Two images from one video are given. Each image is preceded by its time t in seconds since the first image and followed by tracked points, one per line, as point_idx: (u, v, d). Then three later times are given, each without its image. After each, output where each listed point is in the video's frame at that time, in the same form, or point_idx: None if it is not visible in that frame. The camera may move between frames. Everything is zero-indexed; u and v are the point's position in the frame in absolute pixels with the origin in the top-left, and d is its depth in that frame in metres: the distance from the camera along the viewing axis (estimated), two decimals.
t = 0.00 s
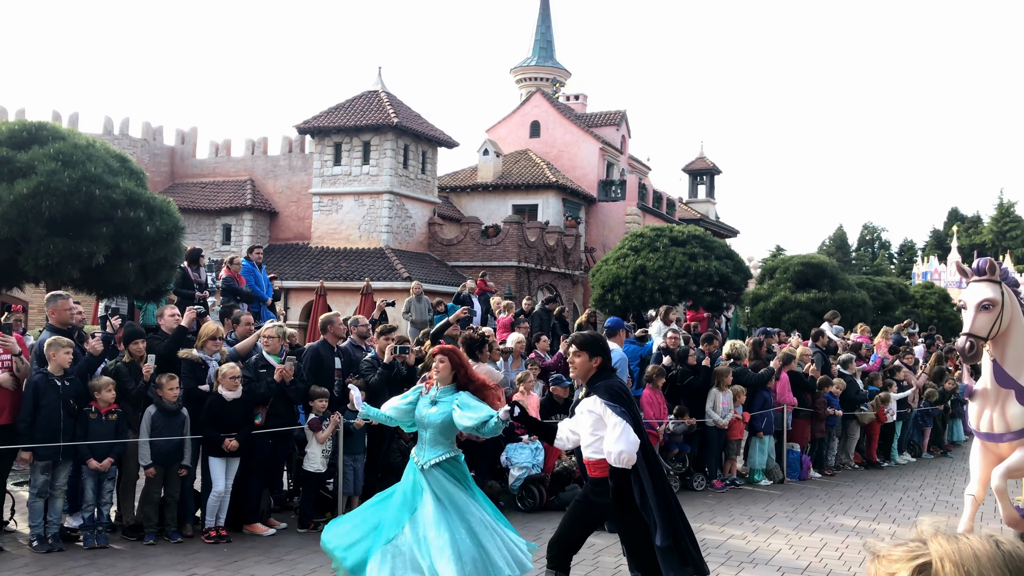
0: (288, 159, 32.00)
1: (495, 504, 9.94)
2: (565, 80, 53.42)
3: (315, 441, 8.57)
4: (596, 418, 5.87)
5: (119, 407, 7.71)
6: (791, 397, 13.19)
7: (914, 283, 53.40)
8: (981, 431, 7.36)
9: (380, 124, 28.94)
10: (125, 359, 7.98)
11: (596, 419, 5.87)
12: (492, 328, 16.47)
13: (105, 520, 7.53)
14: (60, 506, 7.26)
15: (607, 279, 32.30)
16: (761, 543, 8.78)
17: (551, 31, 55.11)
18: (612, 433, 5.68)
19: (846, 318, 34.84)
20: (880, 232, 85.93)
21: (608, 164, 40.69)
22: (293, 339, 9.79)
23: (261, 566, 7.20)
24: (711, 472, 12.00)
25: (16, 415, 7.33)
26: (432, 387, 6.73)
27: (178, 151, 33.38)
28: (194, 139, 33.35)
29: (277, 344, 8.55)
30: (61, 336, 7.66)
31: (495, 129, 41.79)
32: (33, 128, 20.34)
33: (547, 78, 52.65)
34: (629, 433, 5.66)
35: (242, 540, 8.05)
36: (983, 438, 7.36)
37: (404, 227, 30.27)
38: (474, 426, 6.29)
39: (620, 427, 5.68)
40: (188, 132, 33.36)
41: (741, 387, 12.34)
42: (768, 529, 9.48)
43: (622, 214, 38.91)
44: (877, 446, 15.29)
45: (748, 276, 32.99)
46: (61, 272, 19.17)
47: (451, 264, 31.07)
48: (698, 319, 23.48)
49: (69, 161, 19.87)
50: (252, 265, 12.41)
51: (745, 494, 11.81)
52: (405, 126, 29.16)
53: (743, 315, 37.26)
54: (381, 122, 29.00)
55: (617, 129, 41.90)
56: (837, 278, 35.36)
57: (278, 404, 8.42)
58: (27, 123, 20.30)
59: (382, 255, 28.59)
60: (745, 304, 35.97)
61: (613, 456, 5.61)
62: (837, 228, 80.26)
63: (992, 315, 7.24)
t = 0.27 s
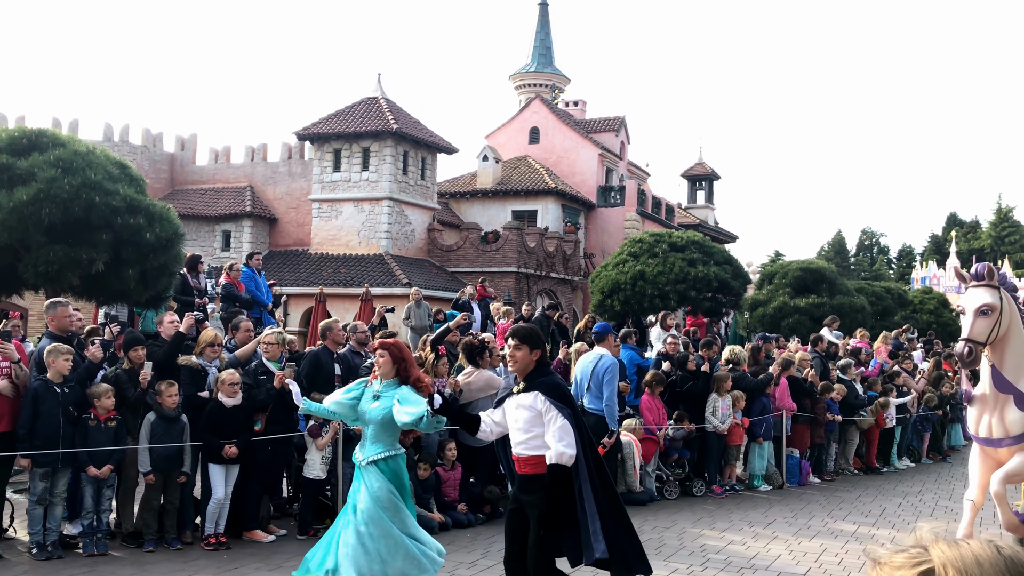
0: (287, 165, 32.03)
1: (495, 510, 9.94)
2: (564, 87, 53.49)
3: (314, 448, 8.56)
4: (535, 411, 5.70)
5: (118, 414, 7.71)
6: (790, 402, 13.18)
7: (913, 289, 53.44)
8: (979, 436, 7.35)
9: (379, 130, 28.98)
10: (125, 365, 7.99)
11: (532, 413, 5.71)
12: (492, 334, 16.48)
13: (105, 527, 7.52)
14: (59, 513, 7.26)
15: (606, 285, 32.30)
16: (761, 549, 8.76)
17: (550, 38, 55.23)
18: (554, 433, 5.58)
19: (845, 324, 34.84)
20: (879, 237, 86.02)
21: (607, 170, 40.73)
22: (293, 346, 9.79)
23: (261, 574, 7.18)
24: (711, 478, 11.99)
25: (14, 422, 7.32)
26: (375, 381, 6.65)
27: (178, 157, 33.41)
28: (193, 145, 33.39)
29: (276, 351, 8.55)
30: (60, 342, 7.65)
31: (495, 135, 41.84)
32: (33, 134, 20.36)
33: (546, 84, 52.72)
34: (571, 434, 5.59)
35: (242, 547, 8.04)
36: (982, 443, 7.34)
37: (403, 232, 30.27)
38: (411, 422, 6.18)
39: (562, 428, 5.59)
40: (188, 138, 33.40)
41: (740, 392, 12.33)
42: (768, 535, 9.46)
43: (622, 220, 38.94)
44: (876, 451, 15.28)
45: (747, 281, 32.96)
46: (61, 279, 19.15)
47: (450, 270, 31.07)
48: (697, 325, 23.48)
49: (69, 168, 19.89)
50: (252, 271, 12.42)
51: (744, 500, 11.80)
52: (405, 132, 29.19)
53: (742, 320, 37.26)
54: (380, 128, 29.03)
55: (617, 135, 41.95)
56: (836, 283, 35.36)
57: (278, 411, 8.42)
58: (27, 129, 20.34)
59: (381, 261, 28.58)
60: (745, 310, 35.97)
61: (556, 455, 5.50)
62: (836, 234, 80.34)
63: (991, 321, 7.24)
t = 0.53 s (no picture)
0: (287, 172, 32.05)
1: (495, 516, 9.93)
2: (563, 93, 53.57)
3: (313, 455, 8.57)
4: (459, 430, 5.50)
5: (117, 421, 7.70)
6: (790, 407, 13.17)
7: (911, 294, 53.50)
8: (978, 441, 7.34)
9: (378, 137, 29.02)
10: (125, 373, 7.98)
11: (453, 431, 5.52)
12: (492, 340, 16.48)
13: (104, 535, 7.51)
14: (58, 521, 7.25)
15: (605, 291, 32.32)
16: (760, 555, 8.76)
17: (549, 44, 55.34)
18: (487, 451, 5.44)
19: (844, 329, 34.87)
20: (878, 242, 86.12)
21: (606, 176, 40.77)
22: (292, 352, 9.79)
23: None
24: (710, 483, 11.97)
25: (14, 429, 7.32)
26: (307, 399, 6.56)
27: (178, 164, 33.43)
28: (193, 152, 33.40)
29: (277, 357, 8.55)
30: (60, 349, 7.65)
31: (494, 141, 41.88)
32: (33, 142, 20.39)
33: (545, 90, 52.80)
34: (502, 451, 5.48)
35: (242, 554, 8.03)
36: (981, 448, 7.33)
37: (403, 239, 30.28)
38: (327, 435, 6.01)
39: (493, 446, 5.45)
40: (188, 145, 33.43)
41: (740, 398, 12.31)
42: (767, 541, 9.46)
43: (621, 225, 38.98)
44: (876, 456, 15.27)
45: (746, 286, 32.98)
46: (61, 286, 19.13)
47: (449, 276, 31.09)
48: (696, 330, 23.52)
49: (68, 175, 19.91)
50: (251, 278, 12.42)
51: (744, 506, 11.79)
52: (404, 138, 29.22)
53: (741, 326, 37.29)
54: (380, 134, 29.07)
55: (616, 140, 42.01)
56: (834, 288, 35.40)
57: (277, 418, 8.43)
58: (27, 137, 20.35)
59: (381, 267, 28.60)
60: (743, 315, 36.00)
61: (498, 476, 5.36)
62: (835, 239, 80.43)
63: (989, 326, 7.24)
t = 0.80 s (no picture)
0: (285, 178, 32.07)
1: (493, 523, 9.90)
2: (560, 99, 53.66)
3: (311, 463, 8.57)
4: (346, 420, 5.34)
5: (115, 429, 7.69)
6: (788, 413, 13.17)
7: (909, 300, 53.60)
8: (975, 447, 7.35)
9: (376, 143, 29.06)
10: (123, 380, 7.97)
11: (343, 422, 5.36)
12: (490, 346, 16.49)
13: (102, 542, 7.48)
14: (56, 528, 7.27)
15: (603, 296, 32.33)
16: (758, 561, 8.76)
17: (546, 51, 55.46)
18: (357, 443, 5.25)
19: (842, 334, 34.91)
20: (875, 247, 86.27)
21: (604, 182, 40.83)
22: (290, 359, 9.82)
23: None
24: (708, 489, 11.97)
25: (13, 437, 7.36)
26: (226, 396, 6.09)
27: (176, 171, 33.44)
28: (191, 159, 33.42)
29: (275, 364, 8.55)
30: (57, 356, 7.65)
31: (492, 148, 41.94)
32: (31, 149, 20.42)
33: (543, 96, 52.89)
34: (376, 445, 5.29)
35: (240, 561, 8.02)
36: (979, 454, 7.35)
37: (400, 245, 30.29)
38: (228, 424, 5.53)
39: (367, 437, 5.27)
40: (186, 152, 33.45)
41: (737, 403, 12.32)
42: (765, 546, 9.46)
43: (619, 231, 39.03)
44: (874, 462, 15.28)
45: (743, 292, 33.01)
46: (59, 293, 19.10)
47: (447, 282, 31.11)
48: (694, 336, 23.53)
49: (67, 183, 19.93)
50: (249, 284, 12.42)
51: (742, 512, 11.80)
52: (402, 145, 29.28)
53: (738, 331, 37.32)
54: (378, 140, 29.12)
55: (613, 147, 42.09)
56: (832, 294, 35.45)
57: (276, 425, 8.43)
58: (25, 144, 20.38)
59: (378, 273, 28.61)
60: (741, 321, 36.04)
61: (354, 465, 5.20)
62: (832, 244, 80.57)
63: (986, 331, 7.26)
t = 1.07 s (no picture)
0: (270, 185, 32.03)
1: (478, 529, 9.95)
2: (546, 105, 53.85)
3: (296, 469, 8.59)
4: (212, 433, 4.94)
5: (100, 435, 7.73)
6: (773, 418, 13.25)
7: (893, 305, 53.99)
8: (960, 452, 7.46)
9: (362, 149, 29.09)
10: (106, 387, 7.97)
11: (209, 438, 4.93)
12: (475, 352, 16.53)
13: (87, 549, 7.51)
14: (40, 535, 7.25)
15: (589, 302, 32.42)
16: (745, 567, 8.82)
17: (532, 57, 55.64)
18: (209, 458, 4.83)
19: (827, 340, 35.15)
20: (860, 253, 86.88)
21: (589, 188, 40.99)
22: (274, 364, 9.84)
23: None
24: (694, 495, 12.07)
25: None
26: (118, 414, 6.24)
27: (162, 177, 33.35)
28: (177, 165, 33.33)
29: (260, 371, 8.62)
30: (41, 363, 7.63)
31: (477, 154, 42.02)
32: (16, 156, 20.36)
33: (528, 103, 53.04)
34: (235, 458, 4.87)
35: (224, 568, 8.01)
36: (964, 459, 7.44)
37: (386, 251, 30.28)
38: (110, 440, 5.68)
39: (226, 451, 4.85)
40: (172, 158, 33.37)
41: (722, 409, 12.40)
42: (751, 552, 9.53)
43: (604, 237, 39.18)
44: (860, 467, 15.40)
45: (729, 298, 33.20)
46: (44, 300, 19.02)
47: (433, 287, 31.14)
48: (679, 342, 23.64)
49: (52, 190, 19.90)
50: (234, 290, 12.41)
51: (728, 517, 11.87)
52: (387, 151, 29.32)
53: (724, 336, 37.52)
54: (363, 147, 29.15)
55: (599, 153, 42.26)
56: (817, 299, 35.69)
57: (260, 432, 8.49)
58: (10, 152, 20.33)
59: (364, 279, 28.62)
60: (726, 326, 36.24)
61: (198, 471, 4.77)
62: (817, 249, 81.10)
63: (972, 337, 7.27)
